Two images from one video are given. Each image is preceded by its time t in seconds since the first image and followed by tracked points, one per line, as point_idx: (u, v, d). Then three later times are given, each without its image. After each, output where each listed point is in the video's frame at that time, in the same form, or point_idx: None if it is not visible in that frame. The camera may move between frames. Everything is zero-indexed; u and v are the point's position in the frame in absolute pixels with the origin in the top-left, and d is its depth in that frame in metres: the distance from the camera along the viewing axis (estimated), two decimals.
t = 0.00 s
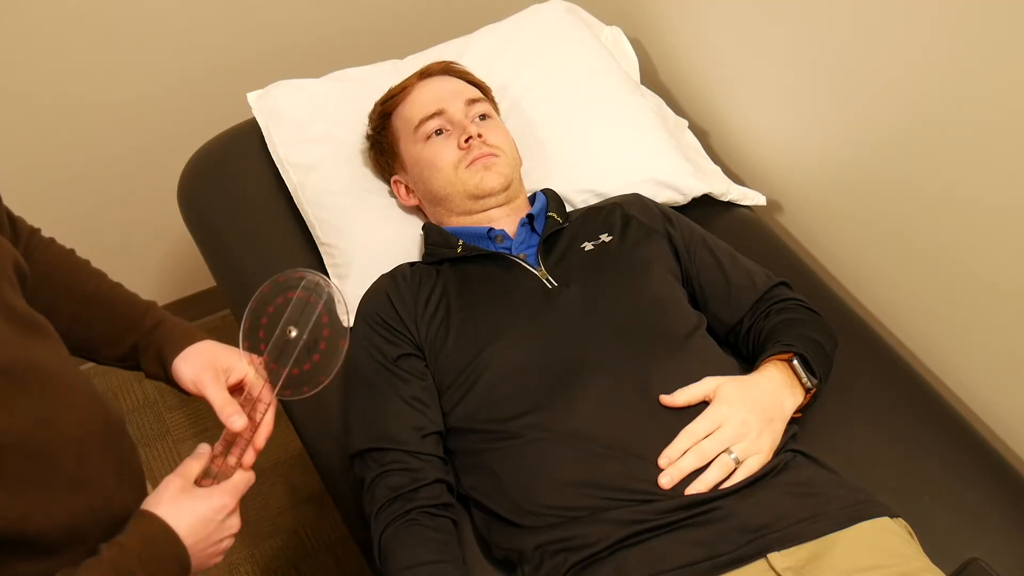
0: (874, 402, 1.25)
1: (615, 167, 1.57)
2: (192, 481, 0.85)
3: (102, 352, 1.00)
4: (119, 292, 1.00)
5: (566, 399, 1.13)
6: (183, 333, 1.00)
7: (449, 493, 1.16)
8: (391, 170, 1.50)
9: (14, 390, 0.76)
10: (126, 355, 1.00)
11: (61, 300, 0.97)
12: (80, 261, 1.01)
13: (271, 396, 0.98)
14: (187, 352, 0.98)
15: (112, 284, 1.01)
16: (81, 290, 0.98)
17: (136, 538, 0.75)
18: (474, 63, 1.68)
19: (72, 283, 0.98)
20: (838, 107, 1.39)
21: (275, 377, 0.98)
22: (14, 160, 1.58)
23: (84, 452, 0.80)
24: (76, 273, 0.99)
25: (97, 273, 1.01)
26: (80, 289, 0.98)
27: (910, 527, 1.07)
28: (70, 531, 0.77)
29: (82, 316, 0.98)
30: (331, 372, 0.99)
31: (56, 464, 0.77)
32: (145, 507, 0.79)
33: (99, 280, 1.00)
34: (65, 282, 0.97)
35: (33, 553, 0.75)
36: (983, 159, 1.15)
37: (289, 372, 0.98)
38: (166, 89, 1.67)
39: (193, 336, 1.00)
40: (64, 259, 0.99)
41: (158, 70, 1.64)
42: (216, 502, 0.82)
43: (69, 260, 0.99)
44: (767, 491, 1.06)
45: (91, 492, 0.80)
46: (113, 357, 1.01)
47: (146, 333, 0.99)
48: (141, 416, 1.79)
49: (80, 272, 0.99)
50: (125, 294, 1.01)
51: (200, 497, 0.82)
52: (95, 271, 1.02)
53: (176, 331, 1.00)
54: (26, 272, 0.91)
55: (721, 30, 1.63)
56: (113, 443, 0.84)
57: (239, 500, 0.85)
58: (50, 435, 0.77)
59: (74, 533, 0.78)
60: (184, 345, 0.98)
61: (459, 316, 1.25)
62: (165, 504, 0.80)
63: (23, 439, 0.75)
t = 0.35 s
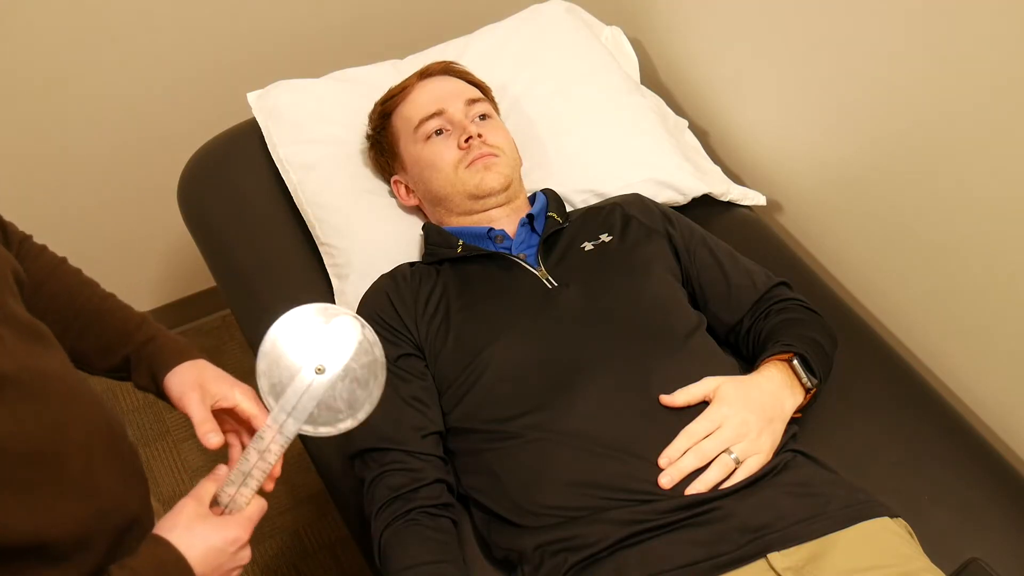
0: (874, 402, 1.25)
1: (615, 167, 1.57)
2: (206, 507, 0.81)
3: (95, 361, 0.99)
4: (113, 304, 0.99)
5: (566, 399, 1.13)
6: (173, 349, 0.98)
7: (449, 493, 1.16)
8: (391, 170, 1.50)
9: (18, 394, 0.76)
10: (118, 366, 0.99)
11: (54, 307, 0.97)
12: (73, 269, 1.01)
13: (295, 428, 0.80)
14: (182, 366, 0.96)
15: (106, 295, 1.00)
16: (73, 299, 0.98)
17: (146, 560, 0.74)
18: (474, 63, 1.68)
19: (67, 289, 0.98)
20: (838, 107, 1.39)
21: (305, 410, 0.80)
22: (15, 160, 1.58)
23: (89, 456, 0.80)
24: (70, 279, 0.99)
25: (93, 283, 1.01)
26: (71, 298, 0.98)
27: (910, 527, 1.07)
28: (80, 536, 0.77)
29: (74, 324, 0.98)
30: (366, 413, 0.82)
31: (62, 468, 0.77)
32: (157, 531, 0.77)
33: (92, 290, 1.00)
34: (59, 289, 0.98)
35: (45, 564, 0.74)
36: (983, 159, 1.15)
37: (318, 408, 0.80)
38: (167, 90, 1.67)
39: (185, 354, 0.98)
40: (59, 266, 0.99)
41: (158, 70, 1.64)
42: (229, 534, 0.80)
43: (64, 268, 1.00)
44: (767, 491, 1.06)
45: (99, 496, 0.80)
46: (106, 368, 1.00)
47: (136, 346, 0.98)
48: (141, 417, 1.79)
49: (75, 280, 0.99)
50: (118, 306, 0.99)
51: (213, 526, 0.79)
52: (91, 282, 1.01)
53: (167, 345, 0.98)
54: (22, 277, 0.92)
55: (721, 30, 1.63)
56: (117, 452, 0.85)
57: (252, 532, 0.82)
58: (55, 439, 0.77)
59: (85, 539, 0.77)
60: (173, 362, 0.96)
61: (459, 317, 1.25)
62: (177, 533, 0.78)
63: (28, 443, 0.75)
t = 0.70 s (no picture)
0: (874, 402, 1.25)
1: (615, 167, 1.57)
2: (233, 532, 0.81)
3: (116, 327, 1.01)
4: (112, 266, 1.01)
5: (566, 399, 1.13)
6: (184, 283, 1.02)
7: (449, 493, 1.16)
8: (391, 170, 1.50)
9: (19, 403, 0.76)
10: (136, 322, 1.02)
11: (56, 285, 0.98)
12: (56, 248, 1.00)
13: (324, 456, 0.93)
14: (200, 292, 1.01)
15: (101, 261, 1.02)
16: (72, 272, 0.98)
17: None
18: (474, 63, 1.68)
19: (62, 272, 0.98)
20: (838, 107, 1.39)
21: (335, 441, 0.94)
22: (15, 160, 1.58)
23: (94, 464, 0.80)
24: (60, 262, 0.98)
25: (83, 255, 1.02)
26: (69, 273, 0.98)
27: (910, 528, 1.07)
28: (91, 544, 0.75)
29: (83, 298, 0.99)
30: (396, 444, 1.00)
31: (68, 476, 0.77)
32: (183, 561, 0.75)
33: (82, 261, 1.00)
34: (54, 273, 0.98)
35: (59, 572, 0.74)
36: (983, 159, 1.15)
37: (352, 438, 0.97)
38: (166, 90, 1.67)
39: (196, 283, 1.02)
40: (46, 253, 0.98)
41: (157, 70, 1.64)
42: (257, 564, 0.78)
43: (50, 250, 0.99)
44: (767, 491, 1.06)
45: (107, 503, 0.79)
46: (124, 328, 1.02)
47: (151, 293, 1.01)
48: (141, 417, 1.79)
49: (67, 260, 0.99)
50: (119, 267, 1.02)
51: (240, 558, 0.78)
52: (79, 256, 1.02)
53: (178, 281, 1.02)
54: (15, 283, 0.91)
55: (721, 30, 1.63)
56: (123, 460, 0.84)
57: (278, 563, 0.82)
58: (58, 447, 0.77)
59: (96, 547, 0.76)
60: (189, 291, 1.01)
61: (459, 317, 1.25)
62: (203, 564, 0.75)
63: (31, 452, 0.75)
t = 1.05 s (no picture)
0: (874, 402, 1.25)
1: (615, 167, 1.57)
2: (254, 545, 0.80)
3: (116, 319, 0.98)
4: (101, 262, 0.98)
5: (567, 400, 1.13)
6: (177, 271, 0.99)
7: (449, 493, 1.16)
8: (391, 170, 1.50)
9: (23, 415, 0.76)
10: (135, 314, 0.98)
11: (46, 285, 0.94)
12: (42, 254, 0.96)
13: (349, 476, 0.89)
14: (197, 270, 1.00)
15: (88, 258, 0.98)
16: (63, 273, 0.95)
17: None
18: (474, 63, 1.68)
19: (48, 275, 0.94)
20: (838, 107, 1.39)
21: (360, 460, 0.89)
22: (16, 161, 1.58)
23: (101, 473, 0.79)
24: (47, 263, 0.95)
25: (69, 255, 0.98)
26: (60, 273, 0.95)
27: (910, 527, 1.07)
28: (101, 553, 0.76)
29: (77, 296, 0.95)
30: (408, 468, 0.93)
31: (76, 486, 0.76)
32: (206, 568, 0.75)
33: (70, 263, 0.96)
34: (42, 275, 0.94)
35: None
36: (982, 160, 1.15)
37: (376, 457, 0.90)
38: (167, 90, 1.67)
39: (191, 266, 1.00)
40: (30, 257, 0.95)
41: (158, 70, 1.64)
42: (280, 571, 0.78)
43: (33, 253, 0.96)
44: (767, 491, 1.06)
45: (115, 511, 0.79)
46: (123, 322, 0.98)
47: (148, 284, 0.98)
48: (141, 417, 1.79)
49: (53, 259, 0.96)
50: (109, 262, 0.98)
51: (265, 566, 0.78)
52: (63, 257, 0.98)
53: (172, 268, 0.99)
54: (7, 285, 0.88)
55: (721, 31, 1.63)
56: (127, 468, 0.84)
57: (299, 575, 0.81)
58: (64, 458, 0.77)
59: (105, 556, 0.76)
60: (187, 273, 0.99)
61: (459, 317, 1.25)
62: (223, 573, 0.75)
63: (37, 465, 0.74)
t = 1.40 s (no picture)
0: (874, 402, 1.25)
1: (615, 168, 1.57)
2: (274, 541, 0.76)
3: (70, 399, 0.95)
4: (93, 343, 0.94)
5: (567, 400, 1.13)
6: (154, 405, 0.93)
7: (449, 493, 1.15)
8: (390, 170, 1.50)
9: (22, 432, 0.76)
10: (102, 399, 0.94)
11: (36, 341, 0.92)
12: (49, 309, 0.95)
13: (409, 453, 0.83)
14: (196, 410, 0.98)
15: (84, 335, 0.95)
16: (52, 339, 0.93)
17: None
18: (474, 63, 1.68)
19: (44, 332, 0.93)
20: (838, 107, 1.39)
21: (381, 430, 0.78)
22: (16, 161, 1.58)
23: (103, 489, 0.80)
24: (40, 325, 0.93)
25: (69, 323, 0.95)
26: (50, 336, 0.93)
27: (910, 527, 1.06)
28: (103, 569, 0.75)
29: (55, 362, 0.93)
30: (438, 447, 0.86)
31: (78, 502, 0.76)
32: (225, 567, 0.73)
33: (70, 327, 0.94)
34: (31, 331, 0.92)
35: None
36: (982, 159, 1.15)
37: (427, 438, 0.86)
38: (167, 90, 1.67)
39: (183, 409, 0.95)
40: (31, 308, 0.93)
41: (158, 70, 1.64)
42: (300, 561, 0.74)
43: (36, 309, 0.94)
44: (767, 491, 1.06)
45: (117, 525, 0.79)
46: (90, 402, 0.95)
47: (116, 395, 0.94)
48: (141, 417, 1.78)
49: (49, 321, 0.93)
50: (101, 348, 0.94)
51: (284, 559, 0.74)
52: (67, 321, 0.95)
53: (151, 397, 0.94)
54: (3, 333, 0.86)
55: (721, 31, 1.63)
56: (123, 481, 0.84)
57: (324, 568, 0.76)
58: (65, 476, 0.77)
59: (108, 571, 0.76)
60: (182, 411, 0.95)
61: (459, 317, 1.25)
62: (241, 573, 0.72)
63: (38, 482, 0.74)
